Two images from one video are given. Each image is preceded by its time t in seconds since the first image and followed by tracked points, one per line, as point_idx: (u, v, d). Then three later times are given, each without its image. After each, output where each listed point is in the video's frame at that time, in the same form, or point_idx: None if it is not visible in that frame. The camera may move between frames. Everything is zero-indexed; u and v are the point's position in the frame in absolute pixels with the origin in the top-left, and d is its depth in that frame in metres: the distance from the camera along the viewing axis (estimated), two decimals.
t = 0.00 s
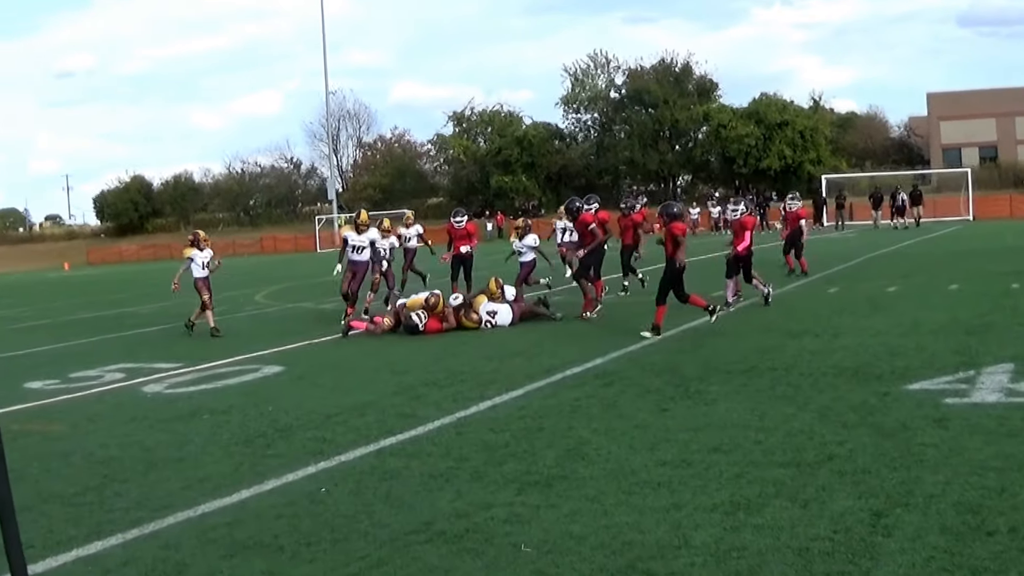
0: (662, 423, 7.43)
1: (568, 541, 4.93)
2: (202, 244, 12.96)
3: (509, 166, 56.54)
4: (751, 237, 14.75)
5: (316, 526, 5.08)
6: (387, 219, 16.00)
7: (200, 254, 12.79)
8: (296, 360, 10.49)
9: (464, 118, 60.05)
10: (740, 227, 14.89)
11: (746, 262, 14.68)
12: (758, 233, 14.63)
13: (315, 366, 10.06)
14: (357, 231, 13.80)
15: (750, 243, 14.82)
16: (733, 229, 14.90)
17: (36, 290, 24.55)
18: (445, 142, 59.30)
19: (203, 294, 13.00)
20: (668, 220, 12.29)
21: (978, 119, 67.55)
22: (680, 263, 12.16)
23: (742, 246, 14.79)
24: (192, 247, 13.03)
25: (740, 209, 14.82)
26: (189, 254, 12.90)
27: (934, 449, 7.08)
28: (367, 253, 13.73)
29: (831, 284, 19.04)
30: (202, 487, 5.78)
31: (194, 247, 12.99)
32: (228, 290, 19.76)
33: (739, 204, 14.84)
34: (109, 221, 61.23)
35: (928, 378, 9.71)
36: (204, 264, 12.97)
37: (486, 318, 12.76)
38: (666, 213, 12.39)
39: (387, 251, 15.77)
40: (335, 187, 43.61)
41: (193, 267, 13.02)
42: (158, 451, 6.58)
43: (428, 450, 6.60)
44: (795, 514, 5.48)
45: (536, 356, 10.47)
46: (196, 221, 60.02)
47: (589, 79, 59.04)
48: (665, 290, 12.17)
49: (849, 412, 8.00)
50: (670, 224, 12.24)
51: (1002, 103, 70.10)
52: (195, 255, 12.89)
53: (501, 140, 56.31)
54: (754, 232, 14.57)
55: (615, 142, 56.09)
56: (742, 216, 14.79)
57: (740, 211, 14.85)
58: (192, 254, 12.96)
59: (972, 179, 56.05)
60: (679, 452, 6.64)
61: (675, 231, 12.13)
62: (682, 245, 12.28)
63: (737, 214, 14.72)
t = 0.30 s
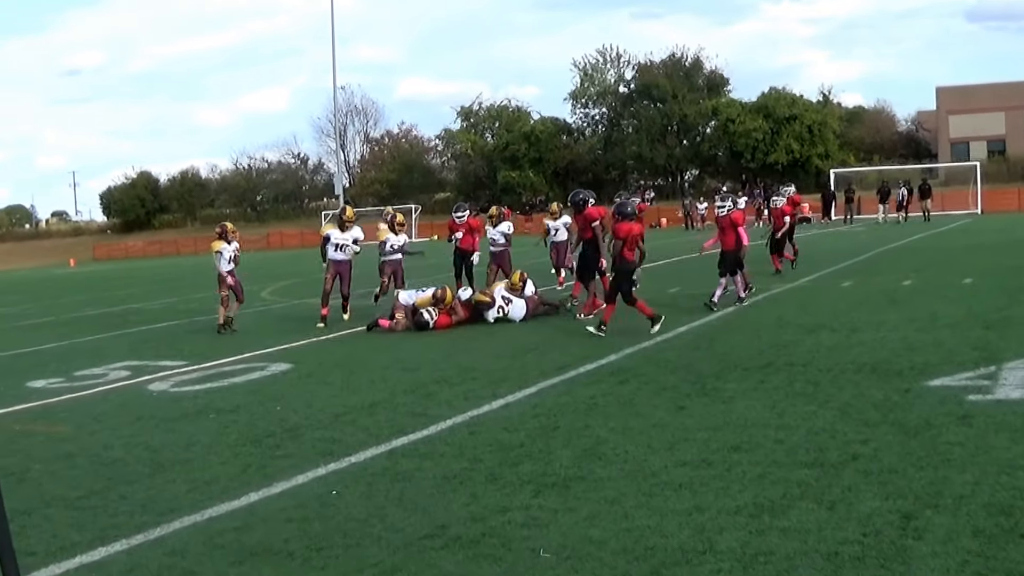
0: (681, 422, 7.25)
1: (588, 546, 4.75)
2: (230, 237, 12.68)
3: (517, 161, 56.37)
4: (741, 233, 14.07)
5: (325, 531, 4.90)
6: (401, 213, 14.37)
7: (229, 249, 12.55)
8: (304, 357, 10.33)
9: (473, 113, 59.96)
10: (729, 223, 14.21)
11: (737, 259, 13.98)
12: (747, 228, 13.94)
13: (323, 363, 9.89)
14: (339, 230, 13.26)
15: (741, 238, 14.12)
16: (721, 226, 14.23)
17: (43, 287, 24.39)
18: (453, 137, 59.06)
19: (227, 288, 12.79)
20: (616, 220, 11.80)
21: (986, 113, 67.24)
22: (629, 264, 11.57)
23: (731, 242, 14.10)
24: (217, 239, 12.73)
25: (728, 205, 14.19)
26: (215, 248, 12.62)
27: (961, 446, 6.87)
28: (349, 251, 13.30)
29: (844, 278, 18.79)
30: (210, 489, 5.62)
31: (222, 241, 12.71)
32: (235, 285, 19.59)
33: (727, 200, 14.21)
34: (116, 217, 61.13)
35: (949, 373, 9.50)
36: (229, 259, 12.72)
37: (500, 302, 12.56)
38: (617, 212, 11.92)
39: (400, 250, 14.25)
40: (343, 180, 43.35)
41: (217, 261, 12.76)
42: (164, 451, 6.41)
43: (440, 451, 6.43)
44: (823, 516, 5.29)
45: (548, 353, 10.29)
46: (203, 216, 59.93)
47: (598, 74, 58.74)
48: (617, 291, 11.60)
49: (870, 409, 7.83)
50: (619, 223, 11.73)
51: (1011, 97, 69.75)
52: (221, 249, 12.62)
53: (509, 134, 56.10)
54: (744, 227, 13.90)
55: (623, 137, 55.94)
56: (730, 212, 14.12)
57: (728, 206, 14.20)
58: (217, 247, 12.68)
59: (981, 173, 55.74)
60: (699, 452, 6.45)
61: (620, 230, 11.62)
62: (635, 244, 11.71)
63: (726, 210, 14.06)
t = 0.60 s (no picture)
0: (695, 420, 7.08)
1: (606, 549, 4.58)
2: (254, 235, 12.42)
3: (520, 155, 56.21)
4: (722, 224, 13.57)
5: (334, 535, 4.74)
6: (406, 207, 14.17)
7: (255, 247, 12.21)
8: (309, 354, 10.16)
9: (476, 107, 59.87)
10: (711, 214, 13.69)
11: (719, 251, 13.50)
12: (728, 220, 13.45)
13: (328, 360, 9.72)
14: (336, 222, 13.00)
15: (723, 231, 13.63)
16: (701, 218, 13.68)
17: (45, 283, 24.21)
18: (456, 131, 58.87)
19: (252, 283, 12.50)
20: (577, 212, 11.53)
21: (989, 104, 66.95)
22: (592, 256, 11.37)
23: (713, 235, 13.58)
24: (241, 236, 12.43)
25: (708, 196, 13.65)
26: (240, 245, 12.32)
27: (984, 443, 6.69)
28: (343, 245, 13.07)
29: (852, 271, 18.59)
30: (214, 491, 5.45)
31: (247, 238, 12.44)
32: (239, 281, 19.40)
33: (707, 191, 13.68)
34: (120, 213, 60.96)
35: (966, 367, 9.31)
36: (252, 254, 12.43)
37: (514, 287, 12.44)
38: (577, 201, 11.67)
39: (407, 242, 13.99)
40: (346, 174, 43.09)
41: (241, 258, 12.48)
42: (167, 452, 6.25)
43: (450, 451, 6.26)
44: (847, 516, 5.12)
45: (557, 350, 10.12)
46: (206, 212, 59.73)
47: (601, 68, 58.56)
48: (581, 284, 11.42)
49: (888, 405, 7.64)
50: (579, 216, 11.50)
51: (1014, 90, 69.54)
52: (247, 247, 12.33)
53: (512, 129, 55.90)
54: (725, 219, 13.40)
55: (626, 130, 55.70)
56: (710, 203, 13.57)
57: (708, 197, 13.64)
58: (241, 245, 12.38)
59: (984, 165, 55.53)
60: (716, 450, 6.29)
61: (581, 225, 11.40)
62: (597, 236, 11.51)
63: (706, 202, 13.53)
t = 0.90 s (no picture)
0: (711, 416, 6.92)
1: (626, 554, 4.42)
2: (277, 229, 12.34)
3: (524, 149, 56.05)
4: (699, 226, 13.15)
5: (345, 539, 4.58)
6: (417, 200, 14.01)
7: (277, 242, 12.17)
8: (316, 350, 10.01)
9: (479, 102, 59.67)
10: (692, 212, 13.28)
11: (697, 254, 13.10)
12: (705, 222, 13.03)
13: (336, 356, 9.57)
14: (337, 214, 12.84)
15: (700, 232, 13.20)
16: (678, 219, 13.25)
17: (49, 281, 24.05)
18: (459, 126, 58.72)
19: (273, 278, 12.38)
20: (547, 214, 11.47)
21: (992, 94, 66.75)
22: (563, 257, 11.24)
23: (689, 237, 13.15)
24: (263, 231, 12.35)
25: (686, 196, 13.21)
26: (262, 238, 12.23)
27: (1008, 438, 6.50)
28: (343, 239, 12.86)
29: (861, 263, 18.39)
30: (221, 492, 5.30)
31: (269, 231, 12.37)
32: (244, 277, 19.25)
33: (685, 190, 13.22)
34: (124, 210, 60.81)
35: (984, 360, 9.12)
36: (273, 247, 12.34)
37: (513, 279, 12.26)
38: (548, 207, 11.66)
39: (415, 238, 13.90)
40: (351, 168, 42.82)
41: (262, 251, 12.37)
42: (172, 452, 6.09)
43: (461, 450, 6.11)
44: (872, 515, 4.96)
45: (567, 346, 9.96)
46: (210, 208, 59.56)
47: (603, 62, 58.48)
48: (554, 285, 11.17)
49: (907, 400, 7.46)
50: (550, 218, 11.43)
51: (1016, 80, 69.34)
52: (269, 240, 12.25)
53: (516, 122, 55.77)
54: (702, 221, 12.97)
55: (630, 123, 55.53)
56: (687, 204, 13.14)
57: (686, 197, 13.18)
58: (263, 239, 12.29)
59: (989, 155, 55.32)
60: (733, 447, 6.14)
61: (550, 225, 11.34)
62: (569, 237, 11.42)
63: (684, 202, 13.10)
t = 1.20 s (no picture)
0: (728, 411, 6.76)
1: (652, 555, 4.26)
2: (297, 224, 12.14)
3: (523, 143, 55.89)
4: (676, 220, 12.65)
5: (360, 542, 4.43)
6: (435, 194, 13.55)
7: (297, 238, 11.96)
8: (322, 346, 9.85)
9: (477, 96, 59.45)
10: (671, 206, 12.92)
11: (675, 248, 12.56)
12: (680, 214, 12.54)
13: (342, 352, 9.42)
14: (337, 211, 12.66)
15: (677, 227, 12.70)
16: (655, 214, 12.82)
17: (48, 277, 23.87)
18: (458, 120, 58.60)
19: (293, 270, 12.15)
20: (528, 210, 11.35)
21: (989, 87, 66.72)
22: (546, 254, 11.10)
23: (667, 232, 12.66)
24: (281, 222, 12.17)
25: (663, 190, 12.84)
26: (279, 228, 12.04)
27: None
28: (344, 235, 12.69)
29: (868, 255, 18.21)
30: (230, 493, 5.14)
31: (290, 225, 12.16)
32: (245, 272, 19.10)
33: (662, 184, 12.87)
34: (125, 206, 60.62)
35: (1003, 351, 8.95)
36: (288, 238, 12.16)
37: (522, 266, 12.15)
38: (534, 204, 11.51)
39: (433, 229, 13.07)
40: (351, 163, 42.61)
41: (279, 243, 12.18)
42: (178, 452, 5.92)
43: (475, 447, 5.95)
44: (903, 513, 4.80)
45: (576, 341, 9.81)
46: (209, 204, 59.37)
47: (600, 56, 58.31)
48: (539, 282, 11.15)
49: (929, 393, 7.30)
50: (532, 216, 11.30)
51: (1013, 73, 69.32)
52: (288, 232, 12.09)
53: (515, 116, 55.59)
54: (676, 214, 12.49)
55: (629, 117, 55.41)
56: (664, 198, 12.73)
57: (663, 192, 12.82)
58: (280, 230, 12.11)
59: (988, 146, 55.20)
60: (754, 443, 5.97)
61: (529, 223, 11.23)
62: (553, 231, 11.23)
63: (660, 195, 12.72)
